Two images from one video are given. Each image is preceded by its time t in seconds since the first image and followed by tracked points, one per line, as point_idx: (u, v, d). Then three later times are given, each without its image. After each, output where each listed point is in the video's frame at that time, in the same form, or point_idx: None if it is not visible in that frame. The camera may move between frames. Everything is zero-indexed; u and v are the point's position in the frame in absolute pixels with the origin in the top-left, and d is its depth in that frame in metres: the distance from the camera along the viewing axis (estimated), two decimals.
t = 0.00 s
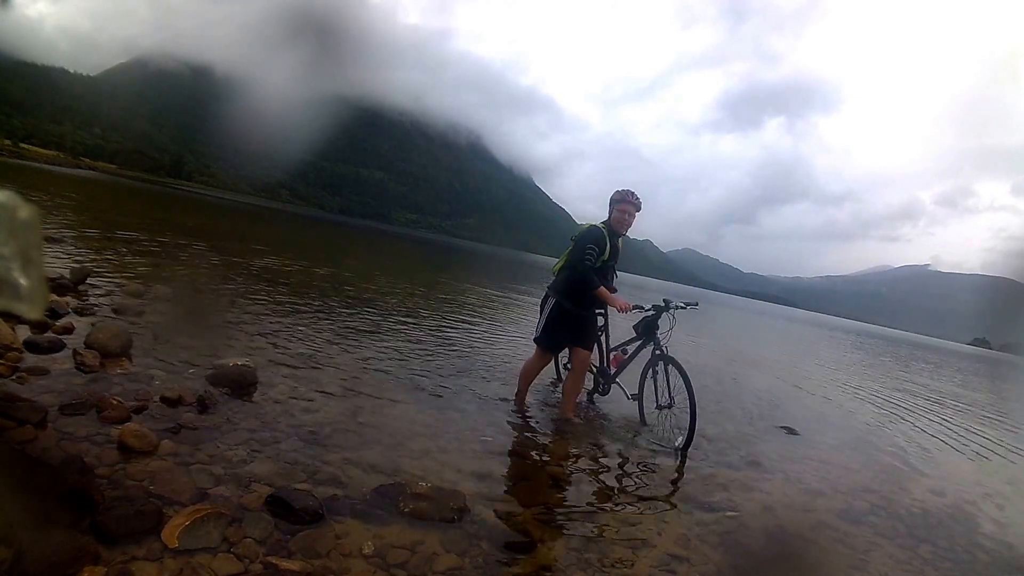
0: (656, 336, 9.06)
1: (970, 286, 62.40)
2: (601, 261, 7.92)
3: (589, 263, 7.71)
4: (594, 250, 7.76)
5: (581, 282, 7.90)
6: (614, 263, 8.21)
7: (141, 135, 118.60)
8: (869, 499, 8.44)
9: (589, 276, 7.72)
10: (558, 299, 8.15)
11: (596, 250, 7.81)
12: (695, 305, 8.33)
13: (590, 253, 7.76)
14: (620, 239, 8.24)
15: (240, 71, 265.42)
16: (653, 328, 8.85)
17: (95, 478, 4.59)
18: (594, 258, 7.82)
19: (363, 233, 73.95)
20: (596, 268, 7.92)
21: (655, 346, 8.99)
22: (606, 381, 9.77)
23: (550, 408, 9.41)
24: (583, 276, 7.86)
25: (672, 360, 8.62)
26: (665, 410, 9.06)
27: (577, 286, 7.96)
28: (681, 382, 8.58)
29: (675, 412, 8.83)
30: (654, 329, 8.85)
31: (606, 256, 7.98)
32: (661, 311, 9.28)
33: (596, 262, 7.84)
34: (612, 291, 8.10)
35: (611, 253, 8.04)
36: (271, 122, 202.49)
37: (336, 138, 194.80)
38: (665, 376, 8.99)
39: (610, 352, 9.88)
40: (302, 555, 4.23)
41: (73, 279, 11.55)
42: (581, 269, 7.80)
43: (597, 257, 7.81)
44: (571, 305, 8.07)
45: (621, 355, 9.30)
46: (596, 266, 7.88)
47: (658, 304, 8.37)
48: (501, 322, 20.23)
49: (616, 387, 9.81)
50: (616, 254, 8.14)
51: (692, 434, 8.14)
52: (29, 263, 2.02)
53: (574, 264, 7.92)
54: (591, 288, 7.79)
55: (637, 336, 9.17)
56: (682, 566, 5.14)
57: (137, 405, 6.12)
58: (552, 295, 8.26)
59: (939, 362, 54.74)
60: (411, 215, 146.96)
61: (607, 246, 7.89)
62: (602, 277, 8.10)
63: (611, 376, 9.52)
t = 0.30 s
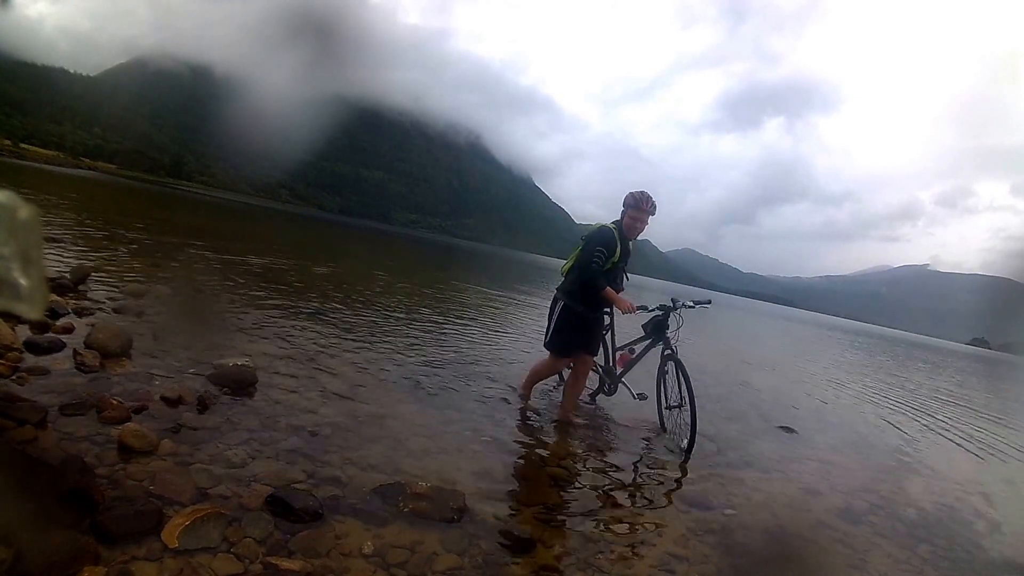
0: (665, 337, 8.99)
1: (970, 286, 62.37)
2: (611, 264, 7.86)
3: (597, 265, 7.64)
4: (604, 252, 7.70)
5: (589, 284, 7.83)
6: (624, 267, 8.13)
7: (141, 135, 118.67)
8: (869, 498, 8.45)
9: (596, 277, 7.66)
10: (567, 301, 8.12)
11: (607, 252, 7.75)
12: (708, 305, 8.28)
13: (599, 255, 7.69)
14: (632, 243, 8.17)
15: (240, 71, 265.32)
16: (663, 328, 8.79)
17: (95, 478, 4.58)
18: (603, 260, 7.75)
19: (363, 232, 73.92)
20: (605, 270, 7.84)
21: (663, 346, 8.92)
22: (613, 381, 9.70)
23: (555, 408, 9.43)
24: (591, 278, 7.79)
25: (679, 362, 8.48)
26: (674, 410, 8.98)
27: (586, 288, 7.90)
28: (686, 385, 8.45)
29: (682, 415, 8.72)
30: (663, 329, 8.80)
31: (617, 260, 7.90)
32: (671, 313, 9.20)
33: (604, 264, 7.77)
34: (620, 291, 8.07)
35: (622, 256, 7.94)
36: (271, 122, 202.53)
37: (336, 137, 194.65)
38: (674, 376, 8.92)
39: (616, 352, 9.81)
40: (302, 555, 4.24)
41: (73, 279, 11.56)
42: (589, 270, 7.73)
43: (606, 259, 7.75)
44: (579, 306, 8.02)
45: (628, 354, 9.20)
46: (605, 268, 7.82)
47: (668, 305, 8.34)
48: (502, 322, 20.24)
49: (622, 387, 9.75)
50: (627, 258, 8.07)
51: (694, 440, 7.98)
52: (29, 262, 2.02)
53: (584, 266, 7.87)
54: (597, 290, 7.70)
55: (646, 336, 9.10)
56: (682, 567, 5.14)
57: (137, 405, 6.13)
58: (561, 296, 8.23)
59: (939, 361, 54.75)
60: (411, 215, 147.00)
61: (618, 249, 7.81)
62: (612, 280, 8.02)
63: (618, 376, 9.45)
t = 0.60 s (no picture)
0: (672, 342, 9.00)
1: (970, 285, 62.30)
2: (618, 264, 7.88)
3: (609, 266, 7.65)
4: (613, 253, 7.70)
5: (598, 285, 7.82)
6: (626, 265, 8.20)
7: (141, 135, 118.68)
8: (869, 498, 8.46)
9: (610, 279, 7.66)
10: (571, 301, 8.05)
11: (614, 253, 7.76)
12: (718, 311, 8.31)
13: (609, 256, 7.68)
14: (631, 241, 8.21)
15: (240, 71, 265.09)
16: (671, 333, 8.79)
17: (95, 478, 4.59)
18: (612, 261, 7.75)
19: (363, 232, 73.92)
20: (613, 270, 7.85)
21: (670, 351, 8.93)
22: (616, 383, 9.69)
23: (556, 409, 9.41)
24: (601, 279, 7.78)
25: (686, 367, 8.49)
26: (680, 414, 9.01)
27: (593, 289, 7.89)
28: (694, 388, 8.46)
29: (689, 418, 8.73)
30: (671, 334, 8.80)
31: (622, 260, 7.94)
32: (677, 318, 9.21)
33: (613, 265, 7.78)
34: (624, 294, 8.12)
35: (626, 256, 7.98)
36: (271, 122, 202.51)
37: (336, 137, 194.67)
38: (681, 380, 8.93)
39: (620, 355, 9.79)
40: (302, 555, 4.24)
41: (73, 279, 11.57)
42: (601, 272, 7.70)
43: (615, 260, 7.76)
44: (584, 306, 7.98)
45: (633, 357, 9.17)
46: (613, 269, 7.82)
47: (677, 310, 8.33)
48: (502, 322, 20.25)
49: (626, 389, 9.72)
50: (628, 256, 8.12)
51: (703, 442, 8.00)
52: (29, 263, 2.02)
53: (592, 266, 7.82)
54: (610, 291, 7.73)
55: (653, 340, 9.11)
56: (682, 566, 5.14)
57: (138, 405, 6.14)
58: (563, 296, 8.13)
59: (939, 361, 54.70)
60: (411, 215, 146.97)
61: (624, 249, 7.84)
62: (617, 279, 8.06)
63: (622, 378, 9.42)
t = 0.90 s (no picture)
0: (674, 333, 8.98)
1: (970, 285, 62.26)
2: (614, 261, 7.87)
3: (608, 264, 7.63)
4: (612, 250, 7.69)
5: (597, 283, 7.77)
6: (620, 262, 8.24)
7: (141, 135, 118.70)
8: (868, 498, 8.46)
9: (610, 275, 7.64)
10: (568, 299, 7.94)
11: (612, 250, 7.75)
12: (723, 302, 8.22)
13: (608, 253, 7.65)
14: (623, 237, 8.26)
15: (239, 71, 264.86)
16: (673, 325, 8.76)
17: (95, 477, 4.59)
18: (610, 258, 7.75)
19: (363, 232, 73.85)
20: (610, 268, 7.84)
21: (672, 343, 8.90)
22: (616, 378, 9.65)
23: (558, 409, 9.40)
24: (600, 276, 7.73)
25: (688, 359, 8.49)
26: (681, 408, 9.00)
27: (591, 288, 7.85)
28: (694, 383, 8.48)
29: (689, 413, 8.74)
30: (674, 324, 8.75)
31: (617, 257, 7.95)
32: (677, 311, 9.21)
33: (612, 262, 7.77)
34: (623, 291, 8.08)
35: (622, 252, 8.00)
36: (271, 122, 202.53)
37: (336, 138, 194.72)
38: (683, 373, 8.90)
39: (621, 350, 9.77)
40: (302, 555, 4.24)
41: (73, 279, 11.57)
42: (600, 269, 7.66)
43: (613, 257, 7.75)
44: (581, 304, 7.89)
45: (634, 351, 9.14)
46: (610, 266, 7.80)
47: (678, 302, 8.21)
48: (502, 322, 20.25)
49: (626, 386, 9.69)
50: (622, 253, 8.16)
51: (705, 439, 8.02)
52: (28, 263, 2.02)
53: (590, 263, 7.77)
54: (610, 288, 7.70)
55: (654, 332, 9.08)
56: (682, 566, 5.14)
57: (137, 405, 6.13)
58: (559, 294, 7.99)
59: (938, 361, 54.69)
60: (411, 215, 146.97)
61: (621, 246, 7.86)
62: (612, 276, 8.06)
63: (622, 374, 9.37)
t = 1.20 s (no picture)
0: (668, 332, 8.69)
1: (971, 284, 62.20)
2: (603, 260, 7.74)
3: (594, 261, 7.53)
4: (599, 248, 7.58)
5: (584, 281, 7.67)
6: (619, 263, 8.06)
7: (141, 135, 118.66)
8: (869, 498, 8.44)
9: (595, 273, 7.52)
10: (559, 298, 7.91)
11: (601, 248, 7.63)
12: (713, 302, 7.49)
13: (594, 251, 7.55)
14: (624, 238, 8.10)
15: (240, 70, 264.58)
16: (665, 325, 8.44)
17: (95, 477, 4.58)
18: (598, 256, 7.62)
19: (362, 232, 73.68)
20: (599, 267, 7.71)
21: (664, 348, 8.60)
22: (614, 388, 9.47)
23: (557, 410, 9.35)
24: (586, 274, 7.63)
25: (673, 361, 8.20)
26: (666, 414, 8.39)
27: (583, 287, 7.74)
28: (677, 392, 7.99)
29: (667, 420, 8.29)
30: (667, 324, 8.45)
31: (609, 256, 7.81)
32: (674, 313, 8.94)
33: (600, 260, 7.64)
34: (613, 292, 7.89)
35: (616, 251, 7.85)
36: (271, 122, 202.50)
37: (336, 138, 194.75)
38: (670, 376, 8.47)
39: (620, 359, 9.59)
40: (302, 555, 4.23)
41: (73, 279, 11.56)
42: (585, 267, 7.57)
43: (602, 255, 7.62)
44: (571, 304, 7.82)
45: (630, 358, 9.02)
46: (599, 265, 7.68)
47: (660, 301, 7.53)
48: (502, 322, 20.24)
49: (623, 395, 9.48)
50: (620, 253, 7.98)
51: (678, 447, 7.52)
52: (30, 263, 1.88)
53: (579, 262, 7.71)
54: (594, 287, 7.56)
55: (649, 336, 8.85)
56: (682, 566, 5.14)
57: (138, 405, 6.12)
58: (552, 294, 8.00)
59: (939, 361, 54.64)
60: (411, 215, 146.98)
61: (612, 245, 7.71)
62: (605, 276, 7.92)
63: (619, 382, 9.19)
